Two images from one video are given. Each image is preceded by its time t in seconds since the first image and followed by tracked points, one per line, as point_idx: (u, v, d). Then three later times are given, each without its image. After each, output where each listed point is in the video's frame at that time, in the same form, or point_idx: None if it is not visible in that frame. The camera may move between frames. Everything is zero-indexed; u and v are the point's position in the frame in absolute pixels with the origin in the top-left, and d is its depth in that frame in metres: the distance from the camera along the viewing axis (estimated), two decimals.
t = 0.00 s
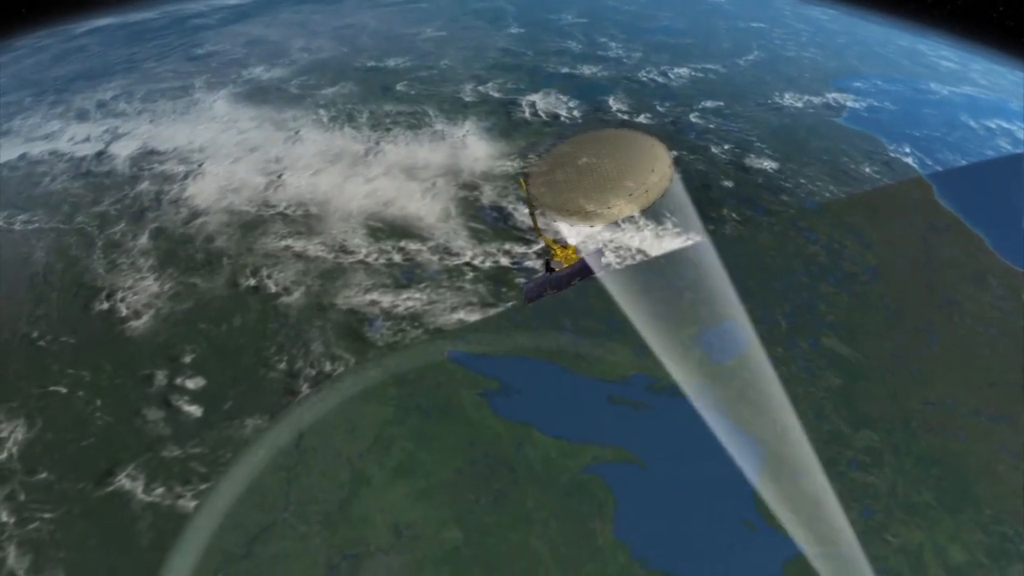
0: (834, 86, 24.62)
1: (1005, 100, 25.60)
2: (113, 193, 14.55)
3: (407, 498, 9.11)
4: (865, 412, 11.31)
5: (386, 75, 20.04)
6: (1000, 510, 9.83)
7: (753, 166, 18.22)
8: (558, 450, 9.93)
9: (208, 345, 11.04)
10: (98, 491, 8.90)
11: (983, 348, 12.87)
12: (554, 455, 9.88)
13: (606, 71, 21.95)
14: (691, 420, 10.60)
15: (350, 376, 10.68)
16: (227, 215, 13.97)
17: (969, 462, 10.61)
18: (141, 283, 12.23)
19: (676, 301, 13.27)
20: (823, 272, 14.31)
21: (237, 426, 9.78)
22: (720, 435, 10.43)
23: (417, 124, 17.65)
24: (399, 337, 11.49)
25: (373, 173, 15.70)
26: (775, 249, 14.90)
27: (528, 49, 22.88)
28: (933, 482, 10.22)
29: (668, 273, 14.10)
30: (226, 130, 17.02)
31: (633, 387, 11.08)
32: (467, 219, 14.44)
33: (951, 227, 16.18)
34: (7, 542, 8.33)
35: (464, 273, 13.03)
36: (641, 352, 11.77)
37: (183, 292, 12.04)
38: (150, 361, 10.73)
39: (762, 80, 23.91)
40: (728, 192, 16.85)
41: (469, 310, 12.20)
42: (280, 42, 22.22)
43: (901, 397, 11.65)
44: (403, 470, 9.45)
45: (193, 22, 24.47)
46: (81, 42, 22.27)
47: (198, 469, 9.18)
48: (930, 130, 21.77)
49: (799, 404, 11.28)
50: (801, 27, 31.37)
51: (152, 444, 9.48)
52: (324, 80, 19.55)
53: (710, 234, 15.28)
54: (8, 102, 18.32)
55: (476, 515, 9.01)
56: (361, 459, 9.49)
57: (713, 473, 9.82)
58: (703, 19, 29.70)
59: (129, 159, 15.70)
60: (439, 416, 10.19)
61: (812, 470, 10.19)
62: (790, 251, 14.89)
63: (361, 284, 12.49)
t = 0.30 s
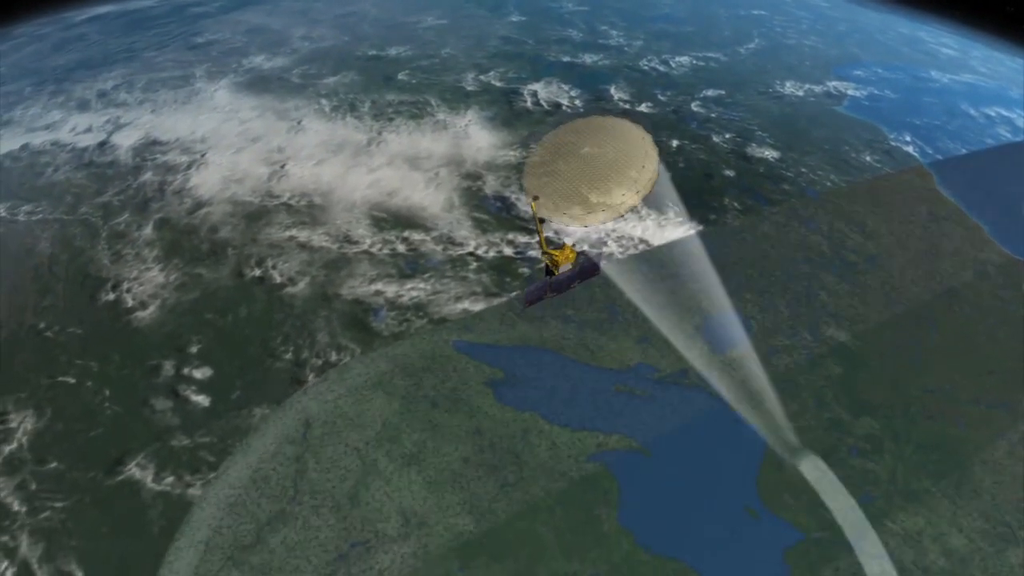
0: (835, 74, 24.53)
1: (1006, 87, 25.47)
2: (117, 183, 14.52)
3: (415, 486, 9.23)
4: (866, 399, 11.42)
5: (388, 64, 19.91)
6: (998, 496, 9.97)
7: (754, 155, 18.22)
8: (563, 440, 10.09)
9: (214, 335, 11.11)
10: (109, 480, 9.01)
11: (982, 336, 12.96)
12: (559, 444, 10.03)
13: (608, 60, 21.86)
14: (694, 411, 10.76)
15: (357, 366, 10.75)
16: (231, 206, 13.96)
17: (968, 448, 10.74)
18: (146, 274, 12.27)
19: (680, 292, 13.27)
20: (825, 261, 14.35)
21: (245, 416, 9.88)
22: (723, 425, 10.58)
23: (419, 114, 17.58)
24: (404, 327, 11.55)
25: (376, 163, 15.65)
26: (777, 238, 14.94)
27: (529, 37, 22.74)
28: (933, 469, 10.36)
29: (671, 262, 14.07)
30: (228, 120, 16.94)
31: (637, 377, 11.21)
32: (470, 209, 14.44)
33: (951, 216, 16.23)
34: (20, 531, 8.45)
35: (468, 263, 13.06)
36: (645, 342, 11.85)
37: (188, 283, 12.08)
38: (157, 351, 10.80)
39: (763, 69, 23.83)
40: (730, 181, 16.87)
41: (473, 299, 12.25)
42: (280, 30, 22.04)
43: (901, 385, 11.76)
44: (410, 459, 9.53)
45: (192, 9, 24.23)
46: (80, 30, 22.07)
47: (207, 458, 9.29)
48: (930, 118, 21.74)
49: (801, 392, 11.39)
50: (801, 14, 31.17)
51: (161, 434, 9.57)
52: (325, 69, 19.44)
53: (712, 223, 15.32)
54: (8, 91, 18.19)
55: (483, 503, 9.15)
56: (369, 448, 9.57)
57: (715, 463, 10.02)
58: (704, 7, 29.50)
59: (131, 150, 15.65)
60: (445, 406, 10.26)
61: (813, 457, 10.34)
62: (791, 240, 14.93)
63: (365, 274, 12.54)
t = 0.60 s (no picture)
0: (835, 62, 24.47)
1: (1006, 73, 25.40)
2: (120, 174, 14.49)
3: (422, 475, 9.33)
4: (867, 387, 11.54)
5: (389, 53, 19.81)
6: (996, 482, 10.11)
7: (756, 144, 18.23)
8: (568, 428, 10.20)
9: (220, 326, 11.17)
10: (119, 470, 9.11)
11: (981, 324, 13.06)
12: (564, 433, 10.14)
13: (609, 49, 21.78)
14: (696, 400, 10.89)
15: (363, 355, 10.83)
16: (234, 196, 13.96)
17: (966, 435, 10.87)
18: (151, 265, 12.30)
19: (683, 280, 13.25)
20: (826, 250, 14.41)
21: (252, 405, 9.96)
22: (725, 414, 10.73)
23: (421, 103, 17.53)
24: (409, 316, 11.62)
25: (379, 153, 15.62)
26: (778, 227, 14.99)
27: (530, 25, 22.61)
28: (932, 455, 10.49)
29: (673, 251, 14.05)
30: (230, 110, 16.86)
31: (639, 366, 11.30)
32: (473, 199, 14.46)
33: (951, 205, 16.27)
34: (32, 519, 8.55)
35: (472, 254, 13.10)
36: (647, 331, 11.95)
37: (194, 273, 12.12)
38: (164, 342, 10.86)
39: (764, 57, 23.75)
40: (731, 170, 16.90)
41: (477, 289, 12.30)
42: (280, 18, 21.88)
43: (901, 373, 11.88)
44: (415, 447, 9.62)
45: None
46: (78, 19, 21.87)
47: (216, 447, 9.38)
48: (930, 106, 21.71)
49: (802, 380, 11.50)
50: None
51: (170, 424, 9.67)
52: (326, 58, 19.34)
53: (714, 212, 15.34)
54: (8, 81, 18.06)
55: (489, 491, 9.28)
56: (375, 436, 9.66)
57: (717, 451, 10.16)
58: None
59: (133, 140, 15.59)
60: (450, 395, 10.35)
61: (814, 444, 10.48)
62: (792, 228, 14.99)
63: (370, 265, 12.59)
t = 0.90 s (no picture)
0: (836, 50, 24.38)
1: (1007, 60, 25.34)
2: (123, 164, 14.45)
3: (428, 463, 9.43)
4: (867, 375, 11.65)
5: (389, 42, 19.70)
6: (994, 468, 10.25)
7: (757, 133, 18.23)
8: (572, 417, 10.30)
9: (227, 317, 11.22)
10: (129, 459, 9.19)
11: (980, 312, 13.16)
12: (568, 421, 10.24)
13: (610, 37, 21.67)
14: (699, 387, 11.00)
15: (368, 344, 10.89)
16: (238, 186, 13.94)
17: (965, 422, 11.00)
18: (156, 256, 12.31)
19: (685, 269, 13.29)
20: (827, 239, 14.47)
21: (260, 395, 10.04)
22: (727, 402, 10.84)
23: (423, 93, 17.47)
24: (413, 306, 11.68)
25: (381, 143, 15.57)
26: (780, 216, 15.02)
27: (531, 13, 22.48)
28: (931, 442, 10.63)
29: (675, 240, 14.08)
30: (231, 100, 16.78)
31: (642, 355, 11.39)
32: (475, 189, 14.47)
33: (951, 193, 16.32)
34: (44, 508, 8.63)
35: (475, 243, 13.14)
36: (650, 321, 12.03)
37: (199, 264, 12.15)
38: (171, 332, 10.92)
39: (765, 45, 23.66)
40: (732, 159, 16.91)
41: (481, 279, 12.34)
42: (279, 7, 21.69)
43: (901, 361, 11.99)
44: (422, 436, 9.71)
45: None
46: (76, 7, 21.66)
47: (224, 437, 9.47)
48: (930, 93, 21.70)
49: (803, 368, 11.61)
50: None
51: (178, 414, 9.75)
52: (327, 47, 19.23)
53: (716, 201, 15.37)
54: (8, 70, 17.92)
55: (495, 479, 9.39)
56: (382, 425, 9.75)
57: (719, 438, 10.29)
58: None
59: (135, 130, 15.52)
60: (455, 384, 10.43)
61: (816, 432, 10.61)
62: (794, 217, 15.04)
63: (374, 255, 12.63)
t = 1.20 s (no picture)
0: (836, 37, 24.31)
1: (1006, 47, 25.29)
2: (126, 155, 14.41)
3: (434, 451, 9.53)
4: (867, 362, 11.77)
5: (390, 31, 19.59)
6: (991, 454, 10.39)
7: (758, 121, 18.23)
8: (576, 405, 10.39)
9: (233, 307, 11.28)
10: (139, 448, 9.28)
11: (978, 300, 13.27)
12: (573, 410, 10.33)
13: (611, 26, 21.58)
14: (701, 375, 11.11)
15: (373, 334, 10.97)
16: (242, 177, 13.93)
17: (963, 409, 11.13)
18: (162, 247, 12.33)
19: (687, 259, 13.33)
20: (828, 228, 14.53)
21: (267, 385, 10.13)
22: (729, 390, 10.95)
23: (425, 82, 17.42)
24: (418, 296, 11.73)
25: (384, 133, 15.54)
26: (781, 205, 15.06)
27: (532, 1, 22.34)
28: (929, 428, 10.77)
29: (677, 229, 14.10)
30: (233, 90, 16.70)
31: (644, 344, 11.48)
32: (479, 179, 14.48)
33: (950, 181, 16.37)
34: (55, 498, 8.72)
35: (479, 233, 13.17)
36: (652, 310, 12.09)
37: (204, 255, 12.18)
38: (178, 323, 10.98)
39: (766, 33, 23.56)
40: (734, 148, 16.93)
41: (485, 269, 12.39)
42: None
43: (900, 348, 12.11)
44: (428, 425, 9.80)
45: None
46: None
47: (233, 426, 9.57)
48: (930, 81, 21.67)
49: (804, 356, 11.71)
50: None
51: (186, 404, 9.84)
52: (328, 37, 19.12)
53: (717, 190, 15.40)
54: (7, 60, 17.78)
55: (500, 467, 9.50)
56: (387, 414, 9.84)
57: (721, 426, 10.41)
58: None
59: (138, 121, 15.46)
60: (460, 373, 10.51)
61: (816, 418, 10.73)
62: (795, 206, 15.09)
63: (378, 246, 12.67)
